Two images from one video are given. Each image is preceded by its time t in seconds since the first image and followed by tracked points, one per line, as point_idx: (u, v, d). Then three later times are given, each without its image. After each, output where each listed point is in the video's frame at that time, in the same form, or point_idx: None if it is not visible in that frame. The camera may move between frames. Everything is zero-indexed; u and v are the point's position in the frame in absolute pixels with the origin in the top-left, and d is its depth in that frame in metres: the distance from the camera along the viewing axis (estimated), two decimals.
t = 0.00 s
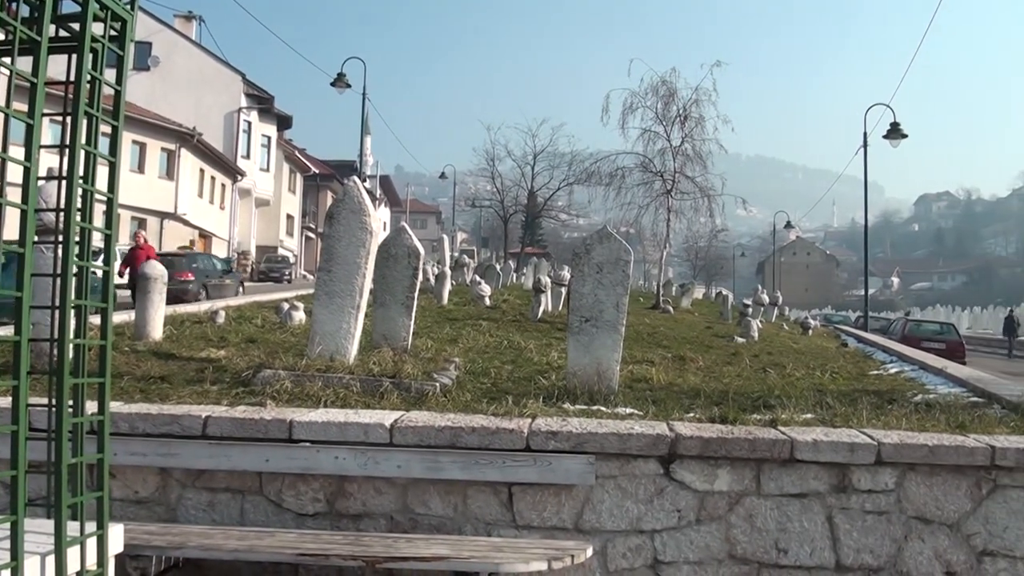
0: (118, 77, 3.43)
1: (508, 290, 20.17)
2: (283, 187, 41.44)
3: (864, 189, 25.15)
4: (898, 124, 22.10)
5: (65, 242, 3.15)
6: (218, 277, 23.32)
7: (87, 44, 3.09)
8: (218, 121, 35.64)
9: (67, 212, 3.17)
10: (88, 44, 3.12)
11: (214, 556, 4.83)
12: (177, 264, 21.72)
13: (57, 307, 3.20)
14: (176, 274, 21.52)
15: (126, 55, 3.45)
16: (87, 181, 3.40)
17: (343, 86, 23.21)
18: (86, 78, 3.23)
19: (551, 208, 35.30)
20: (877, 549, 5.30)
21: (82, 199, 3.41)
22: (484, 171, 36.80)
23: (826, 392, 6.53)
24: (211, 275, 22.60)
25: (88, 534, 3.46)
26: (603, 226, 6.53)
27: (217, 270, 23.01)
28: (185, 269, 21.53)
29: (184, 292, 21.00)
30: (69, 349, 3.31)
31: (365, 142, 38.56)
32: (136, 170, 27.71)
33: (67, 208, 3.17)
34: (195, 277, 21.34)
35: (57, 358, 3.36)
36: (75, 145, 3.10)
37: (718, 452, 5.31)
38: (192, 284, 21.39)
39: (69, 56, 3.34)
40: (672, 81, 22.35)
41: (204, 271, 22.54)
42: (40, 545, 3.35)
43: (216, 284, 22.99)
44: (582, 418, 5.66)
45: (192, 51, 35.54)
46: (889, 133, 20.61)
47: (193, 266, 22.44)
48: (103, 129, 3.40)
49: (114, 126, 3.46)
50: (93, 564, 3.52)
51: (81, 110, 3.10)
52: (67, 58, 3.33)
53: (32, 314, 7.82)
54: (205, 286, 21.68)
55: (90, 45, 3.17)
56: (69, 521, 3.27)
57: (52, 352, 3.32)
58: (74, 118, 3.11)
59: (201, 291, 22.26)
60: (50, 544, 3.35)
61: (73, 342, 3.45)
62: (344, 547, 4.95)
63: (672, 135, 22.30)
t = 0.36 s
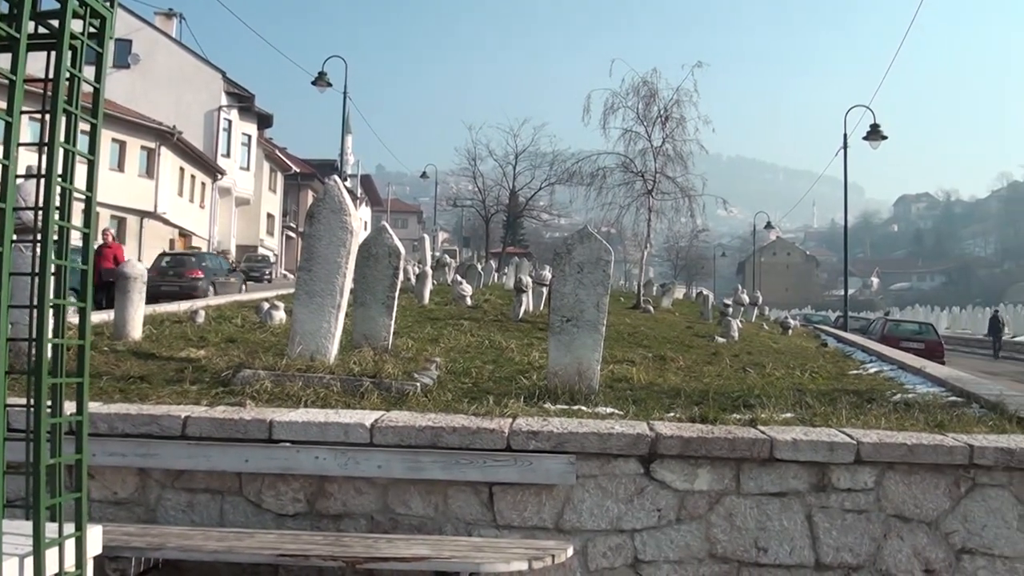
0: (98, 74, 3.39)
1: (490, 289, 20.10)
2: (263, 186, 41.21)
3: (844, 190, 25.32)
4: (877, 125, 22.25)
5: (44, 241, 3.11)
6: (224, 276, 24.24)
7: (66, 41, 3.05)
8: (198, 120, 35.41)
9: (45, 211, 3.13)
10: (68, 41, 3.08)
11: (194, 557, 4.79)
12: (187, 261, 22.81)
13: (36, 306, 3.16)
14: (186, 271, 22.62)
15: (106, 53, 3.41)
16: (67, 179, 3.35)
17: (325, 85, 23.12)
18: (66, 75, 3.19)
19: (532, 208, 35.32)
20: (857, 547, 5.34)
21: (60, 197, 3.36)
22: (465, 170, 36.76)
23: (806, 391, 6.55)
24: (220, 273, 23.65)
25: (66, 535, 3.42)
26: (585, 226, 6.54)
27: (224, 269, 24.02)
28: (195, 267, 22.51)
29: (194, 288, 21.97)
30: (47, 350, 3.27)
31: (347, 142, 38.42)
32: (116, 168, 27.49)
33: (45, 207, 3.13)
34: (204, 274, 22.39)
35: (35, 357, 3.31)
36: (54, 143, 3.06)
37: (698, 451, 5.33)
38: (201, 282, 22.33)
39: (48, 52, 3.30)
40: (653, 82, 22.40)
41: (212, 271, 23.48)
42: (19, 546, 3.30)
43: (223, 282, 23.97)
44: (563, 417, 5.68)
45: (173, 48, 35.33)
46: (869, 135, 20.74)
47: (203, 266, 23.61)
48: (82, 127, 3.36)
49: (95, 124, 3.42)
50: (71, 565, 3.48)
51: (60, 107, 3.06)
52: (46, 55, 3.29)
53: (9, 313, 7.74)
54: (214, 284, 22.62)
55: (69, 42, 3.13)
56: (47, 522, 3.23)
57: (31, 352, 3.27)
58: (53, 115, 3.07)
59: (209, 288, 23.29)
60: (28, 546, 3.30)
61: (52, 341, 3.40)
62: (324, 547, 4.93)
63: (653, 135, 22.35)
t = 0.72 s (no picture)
0: (75, 71, 3.35)
1: (471, 290, 20.09)
2: (243, 186, 40.96)
3: (823, 190, 25.49)
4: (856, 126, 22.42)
5: (21, 240, 3.07)
6: (227, 275, 26.09)
7: (44, 38, 3.02)
8: (178, 119, 35.18)
9: (23, 210, 3.08)
10: (46, 38, 3.06)
11: (173, 559, 4.76)
12: (193, 261, 24.33)
13: (13, 305, 3.11)
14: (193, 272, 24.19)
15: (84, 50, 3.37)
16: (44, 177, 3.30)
17: (304, 85, 23.02)
18: (43, 72, 3.15)
19: (514, 208, 35.32)
20: (836, 545, 5.38)
21: (37, 196, 3.31)
22: (446, 171, 36.70)
23: (785, 391, 6.56)
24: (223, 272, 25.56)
25: (43, 538, 3.38)
26: (565, 226, 6.54)
27: (227, 268, 25.96)
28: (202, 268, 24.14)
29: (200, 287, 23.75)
30: (24, 351, 3.23)
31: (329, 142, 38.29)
32: (95, 167, 27.26)
33: (22, 206, 3.08)
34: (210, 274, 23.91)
35: (12, 358, 3.26)
36: (31, 140, 3.02)
37: (678, 451, 5.35)
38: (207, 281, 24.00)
39: (24, 50, 3.25)
40: (633, 83, 22.46)
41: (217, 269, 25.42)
42: None
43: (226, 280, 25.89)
44: (544, 416, 5.69)
45: (152, 47, 35.10)
46: (848, 137, 20.88)
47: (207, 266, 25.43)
48: (60, 124, 3.31)
49: (72, 122, 3.38)
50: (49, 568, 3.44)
51: (37, 105, 3.02)
52: (22, 52, 3.24)
53: None
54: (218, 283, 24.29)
55: (47, 39, 3.10)
56: (24, 525, 3.19)
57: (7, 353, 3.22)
58: (30, 113, 3.03)
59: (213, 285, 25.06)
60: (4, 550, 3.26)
61: (29, 342, 3.35)
62: (303, 548, 4.90)
63: (633, 136, 22.43)
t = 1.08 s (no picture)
0: (55, 70, 3.31)
1: (454, 291, 20.15)
2: (223, 185, 40.71)
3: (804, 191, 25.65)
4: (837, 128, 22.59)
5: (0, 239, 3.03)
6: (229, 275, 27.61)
7: (24, 36, 2.99)
8: (158, 118, 34.95)
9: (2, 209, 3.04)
10: (26, 36, 3.02)
11: (154, 562, 4.72)
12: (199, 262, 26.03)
13: None
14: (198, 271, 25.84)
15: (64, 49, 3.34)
16: (23, 177, 3.26)
17: (286, 84, 22.94)
18: (23, 70, 3.11)
19: (496, 208, 35.34)
20: (816, 545, 5.41)
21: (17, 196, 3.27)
22: (429, 171, 36.66)
23: (766, 391, 6.57)
24: (225, 271, 26.83)
25: (23, 541, 3.34)
26: (547, 226, 6.55)
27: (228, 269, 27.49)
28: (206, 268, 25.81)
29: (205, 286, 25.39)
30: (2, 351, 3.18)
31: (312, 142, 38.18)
32: (75, 166, 27.03)
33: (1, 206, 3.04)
34: (214, 274, 25.61)
35: None
36: (11, 139, 2.98)
37: (659, 451, 5.37)
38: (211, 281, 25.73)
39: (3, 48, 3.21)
40: (616, 84, 22.52)
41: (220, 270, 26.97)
42: None
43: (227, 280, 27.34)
44: (525, 416, 5.71)
45: (134, 45, 34.86)
46: (829, 139, 21.04)
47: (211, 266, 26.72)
48: (39, 123, 3.27)
49: (52, 121, 3.34)
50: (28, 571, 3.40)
51: (17, 103, 2.98)
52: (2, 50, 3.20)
53: None
54: (221, 283, 25.97)
55: (27, 38, 3.06)
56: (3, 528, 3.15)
57: None
58: (10, 112, 2.99)
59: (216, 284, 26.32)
60: None
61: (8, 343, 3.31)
62: (285, 549, 4.88)
63: (615, 137, 22.48)
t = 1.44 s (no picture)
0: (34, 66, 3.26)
1: (435, 291, 20.18)
2: (205, 185, 40.49)
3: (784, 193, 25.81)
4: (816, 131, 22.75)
5: None
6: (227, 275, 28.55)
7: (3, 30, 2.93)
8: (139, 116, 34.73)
9: None
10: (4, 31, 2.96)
11: (132, 563, 4.69)
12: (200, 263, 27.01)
13: None
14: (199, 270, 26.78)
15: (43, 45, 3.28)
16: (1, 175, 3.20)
17: (268, 83, 22.87)
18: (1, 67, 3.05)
19: (478, 209, 35.30)
20: (795, 544, 5.44)
21: None
22: (411, 171, 36.60)
23: (746, 391, 6.58)
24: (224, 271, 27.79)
25: None
26: (528, 227, 6.55)
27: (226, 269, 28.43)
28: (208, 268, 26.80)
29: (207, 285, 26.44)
30: None
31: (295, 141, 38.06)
32: (55, 165, 26.81)
33: None
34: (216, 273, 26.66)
35: None
36: None
37: (639, 451, 5.38)
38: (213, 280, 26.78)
39: None
40: (598, 84, 22.57)
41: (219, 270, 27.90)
42: None
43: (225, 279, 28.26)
44: (505, 416, 5.72)
45: (115, 43, 34.63)
46: (810, 141, 21.18)
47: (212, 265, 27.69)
48: (17, 120, 3.21)
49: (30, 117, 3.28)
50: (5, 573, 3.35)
51: None
52: None
53: None
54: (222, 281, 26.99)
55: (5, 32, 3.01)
56: None
57: None
58: None
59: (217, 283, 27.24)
60: None
61: None
62: (264, 551, 4.85)
63: (597, 137, 22.53)
